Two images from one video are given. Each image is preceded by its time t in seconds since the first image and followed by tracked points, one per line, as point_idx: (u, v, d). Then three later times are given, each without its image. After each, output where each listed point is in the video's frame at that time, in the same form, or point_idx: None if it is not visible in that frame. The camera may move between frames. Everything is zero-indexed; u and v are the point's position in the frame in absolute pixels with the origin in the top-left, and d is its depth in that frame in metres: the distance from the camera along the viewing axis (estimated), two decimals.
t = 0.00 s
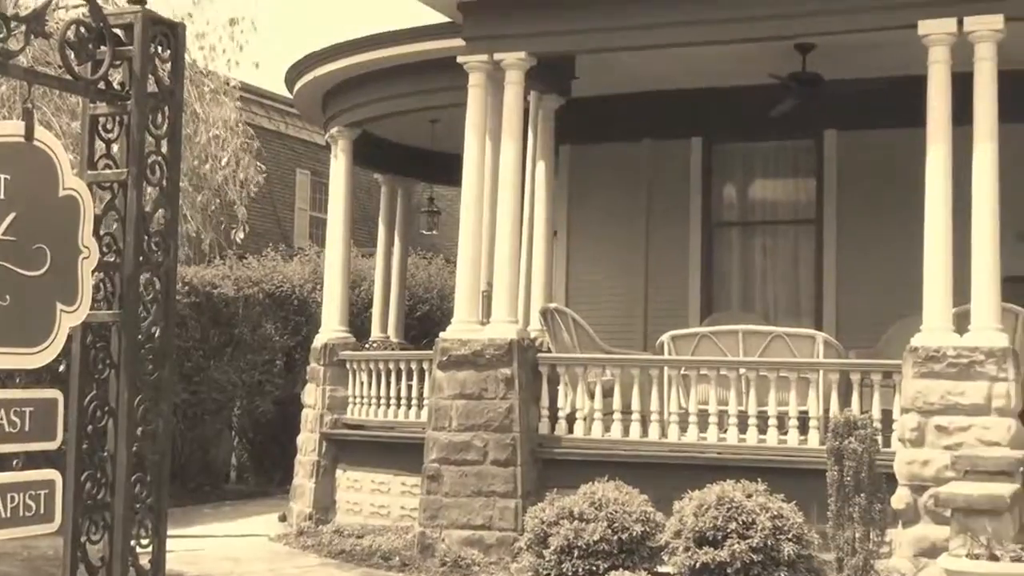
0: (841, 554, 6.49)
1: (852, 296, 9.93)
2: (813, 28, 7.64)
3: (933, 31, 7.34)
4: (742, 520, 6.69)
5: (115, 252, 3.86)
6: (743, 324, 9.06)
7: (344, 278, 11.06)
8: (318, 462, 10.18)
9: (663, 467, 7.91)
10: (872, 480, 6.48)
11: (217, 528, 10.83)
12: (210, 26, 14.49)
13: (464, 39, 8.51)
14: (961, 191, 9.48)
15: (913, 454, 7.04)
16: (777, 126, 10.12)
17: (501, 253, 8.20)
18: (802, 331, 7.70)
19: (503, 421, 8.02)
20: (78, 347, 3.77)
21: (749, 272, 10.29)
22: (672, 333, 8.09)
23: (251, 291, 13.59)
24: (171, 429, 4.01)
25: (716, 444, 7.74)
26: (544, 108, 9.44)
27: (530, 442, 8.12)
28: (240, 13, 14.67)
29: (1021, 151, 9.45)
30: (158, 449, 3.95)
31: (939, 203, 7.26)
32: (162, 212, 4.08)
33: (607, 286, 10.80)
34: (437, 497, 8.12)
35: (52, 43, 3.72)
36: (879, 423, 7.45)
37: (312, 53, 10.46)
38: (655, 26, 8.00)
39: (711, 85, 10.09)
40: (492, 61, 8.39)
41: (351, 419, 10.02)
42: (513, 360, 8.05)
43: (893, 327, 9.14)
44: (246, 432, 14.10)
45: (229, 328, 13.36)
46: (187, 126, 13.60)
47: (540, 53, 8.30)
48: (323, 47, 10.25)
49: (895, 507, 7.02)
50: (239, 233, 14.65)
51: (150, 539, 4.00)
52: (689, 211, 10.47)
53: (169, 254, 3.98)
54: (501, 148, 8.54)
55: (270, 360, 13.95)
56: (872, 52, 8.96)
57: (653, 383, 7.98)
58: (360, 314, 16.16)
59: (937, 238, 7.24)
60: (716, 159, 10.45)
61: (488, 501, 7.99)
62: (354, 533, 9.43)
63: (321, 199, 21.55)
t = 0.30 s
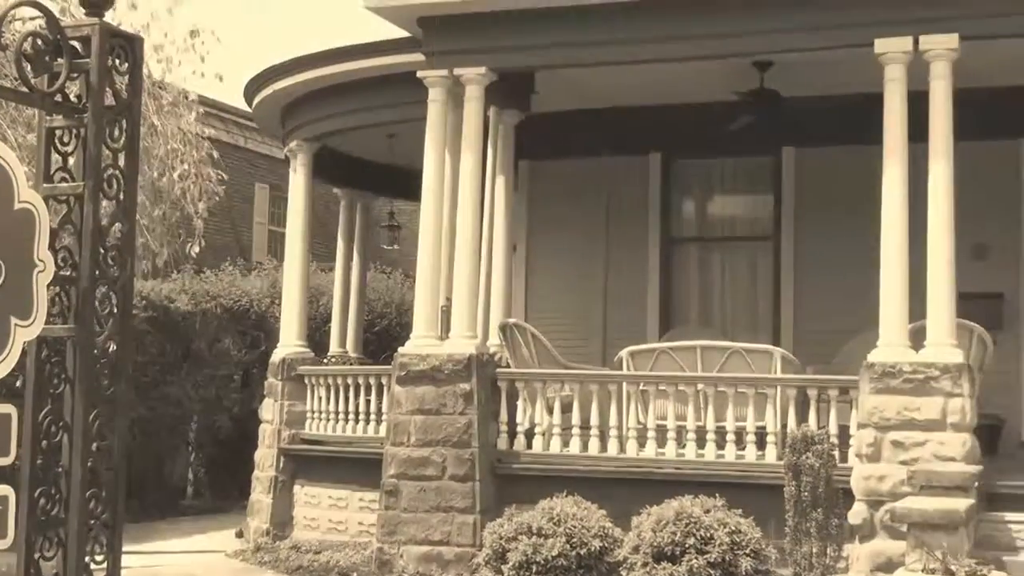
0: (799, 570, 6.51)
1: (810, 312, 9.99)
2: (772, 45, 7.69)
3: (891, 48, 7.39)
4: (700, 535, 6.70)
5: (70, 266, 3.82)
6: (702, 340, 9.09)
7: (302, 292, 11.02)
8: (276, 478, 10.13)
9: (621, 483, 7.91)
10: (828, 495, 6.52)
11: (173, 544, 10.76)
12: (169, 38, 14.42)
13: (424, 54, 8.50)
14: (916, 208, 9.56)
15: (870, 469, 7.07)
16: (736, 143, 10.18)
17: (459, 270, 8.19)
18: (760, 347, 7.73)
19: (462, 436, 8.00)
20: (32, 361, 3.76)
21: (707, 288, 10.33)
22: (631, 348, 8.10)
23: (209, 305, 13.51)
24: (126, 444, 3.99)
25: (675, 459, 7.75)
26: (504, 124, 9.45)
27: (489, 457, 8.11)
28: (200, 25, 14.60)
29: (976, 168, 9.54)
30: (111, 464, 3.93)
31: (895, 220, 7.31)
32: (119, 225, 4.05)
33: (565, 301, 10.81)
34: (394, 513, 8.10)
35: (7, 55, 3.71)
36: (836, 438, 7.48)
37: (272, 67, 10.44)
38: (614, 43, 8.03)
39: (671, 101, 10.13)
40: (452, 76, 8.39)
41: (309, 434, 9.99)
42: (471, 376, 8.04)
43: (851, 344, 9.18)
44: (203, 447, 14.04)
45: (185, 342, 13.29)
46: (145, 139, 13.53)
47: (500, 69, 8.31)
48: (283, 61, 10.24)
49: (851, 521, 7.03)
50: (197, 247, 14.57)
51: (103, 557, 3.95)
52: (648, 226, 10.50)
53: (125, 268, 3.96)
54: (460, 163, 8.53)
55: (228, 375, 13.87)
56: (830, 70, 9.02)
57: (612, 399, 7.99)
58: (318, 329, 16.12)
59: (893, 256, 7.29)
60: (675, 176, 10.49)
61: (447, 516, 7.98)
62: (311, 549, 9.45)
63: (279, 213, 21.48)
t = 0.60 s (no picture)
0: None
1: (771, 332, 10.02)
2: (734, 66, 7.74)
3: (852, 70, 7.45)
4: (662, 555, 6.70)
5: (30, 285, 3.80)
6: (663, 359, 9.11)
7: (264, 311, 10.98)
8: (236, 498, 10.07)
9: (583, 502, 7.91)
10: (789, 514, 6.55)
11: (131, 565, 10.67)
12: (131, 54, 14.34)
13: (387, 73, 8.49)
14: (877, 228, 9.63)
15: (830, 488, 7.13)
16: (698, 164, 10.23)
17: (421, 290, 8.17)
18: (722, 366, 7.76)
19: (424, 455, 7.98)
20: None
21: (669, 308, 10.35)
22: (594, 368, 8.11)
23: (169, 323, 13.45)
24: (85, 465, 3.96)
25: (636, 478, 7.76)
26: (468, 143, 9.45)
27: (450, 476, 8.09)
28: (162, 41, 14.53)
29: (935, 188, 9.63)
30: (70, 486, 3.90)
31: (855, 240, 7.35)
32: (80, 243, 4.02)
33: (529, 321, 10.81)
34: (355, 532, 8.08)
35: None
36: (797, 457, 7.51)
37: (235, 85, 10.42)
38: (578, 63, 8.06)
39: (634, 121, 10.18)
40: (415, 95, 8.38)
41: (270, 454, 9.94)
42: (434, 395, 8.02)
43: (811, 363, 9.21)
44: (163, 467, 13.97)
45: (145, 361, 13.18)
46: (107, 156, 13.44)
47: (464, 88, 8.31)
48: (246, 78, 10.22)
49: (812, 541, 7.15)
50: (158, 265, 14.48)
51: None
52: (610, 246, 10.52)
53: (85, 287, 3.93)
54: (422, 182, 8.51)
55: (188, 394, 13.77)
56: (791, 92, 9.08)
57: (574, 418, 7.99)
58: (279, 349, 16.06)
59: (853, 276, 7.33)
60: (637, 195, 10.52)
61: (408, 536, 7.97)
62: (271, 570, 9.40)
63: (241, 231, 21.39)
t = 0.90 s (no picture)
0: None
1: (730, 355, 10.05)
2: (694, 89, 7.78)
3: (810, 95, 7.51)
4: None
5: None
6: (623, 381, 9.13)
7: (223, 332, 10.93)
8: (193, 520, 10.00)
9: (543, 525, 7.90)
10: (748, 537, 6.56)
11: None
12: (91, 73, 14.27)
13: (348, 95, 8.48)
14: (835, 251, 9.70)
15: (790, 510, 7.15)
16: (658, 186, 10.27)
17: (380, 311, 8.16)
18: (682, 389, 7.78)
19: (383, 477, 7.95)
20: None
21: (629, 330, 10.37)
22: (554, 390, 8.11)
23: (127, 344, 13.37)
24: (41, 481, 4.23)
25: (596, 501, 7.76)
26: (429, 165, 9.45)
27: (410, 498, 8.06)
28: (122, 60, 14.48)
29: (893, 212, 9.71)
30: (24, 502, 4.16)
31: (813, 264, 7.39)
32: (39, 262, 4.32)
33: (489, 343, 10.80)
34: (314, 555, 8.05)
35: None
36: (756, 480, 7.54)
37: (195, 105, 10.39)
38: (540, 85, 8.08)
39: (595, 143, 10.21)
40: (376, 116, 8.38)
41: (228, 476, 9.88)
42: (393, 417, 8.00)
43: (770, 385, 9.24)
44: (119, 489, 13.86)
45: (103, 383, 13.06)
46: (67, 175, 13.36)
47: (425, 110, 8.32)
48: (206, 99, 10.20)
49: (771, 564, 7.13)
50: (117, 285, 14.39)
51: None
52: (570, 268, 10.54)
53: (42, 306, 4.21)
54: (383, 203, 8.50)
55: (146, 416, 13.67)
56: (750, 115, 9.14)
57: (534, 440, 7.98)
58: (237, 370, 15.98)
59: (811, 299, 7.37)
60: (597, 217, 10.55)
61: (368, 559, 7.94)
62: None
63: (200, 251, 21.30)
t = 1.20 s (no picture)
0: None
1: (692, 377, 10.07)
2: (656, 112, 7.82)
3: (770, 117, 7.56)
4: None
5: None
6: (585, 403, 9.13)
7: (183, 353, 10.87)
8: (152, 542, 9.91)
9: (504, 547, 7.88)
10: (709, 559, 6.57)
11: None
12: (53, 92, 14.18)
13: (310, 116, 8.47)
14: (795, 273, 9.75)
15: (750, 532, 7.17)
16: (620, 208, 10.31)
17: (342, 332, 8.14)
18: (643, 410, 7.80)
19: (344, 499, 7.92)
20: None
21: (591, 351, 10.40)
22: (515, 412, 8.11)
23: (85, 366, 13.27)
24: None
25: (557, 523, 7.75)
26: (391, 186, 9.45)
27: (371, 520, 8.03)
28: (83, 80, 14.40)
29: (853, 235, 9.78)
30: None
31: (774, 287, 7.43)
32: None
33: (451, 365, 10.78)
34: None
35: None
36: (716, 501, 7.55)
37: (156, 126, 10.36)
38: (503, 107, 8.10)
39: (557, 165, 10.24)
40: (339, 137, 8.37)
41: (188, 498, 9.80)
42: (355, 438, 7.97)
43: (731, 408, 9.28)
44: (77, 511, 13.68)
45: (61, 404, 12.94)
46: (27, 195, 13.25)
47: (388, 131, 8.32)
48: (167, 119, 10.17)
49: None
50: (77, 306, 14.26)
51: None
52: (532, 290, 10.55)
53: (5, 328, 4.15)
54: (346, 224, 8.49)
55: (106, 438, 13.49)
56: (711, 139, 9.19)
57: (495, 462, 7.97)
58: (198, 392, 15.89)
59: (771, 321, 7.40)
60: (559, 239, 10.57)
61: None
62: None
63: (161, 271, 21.18)
